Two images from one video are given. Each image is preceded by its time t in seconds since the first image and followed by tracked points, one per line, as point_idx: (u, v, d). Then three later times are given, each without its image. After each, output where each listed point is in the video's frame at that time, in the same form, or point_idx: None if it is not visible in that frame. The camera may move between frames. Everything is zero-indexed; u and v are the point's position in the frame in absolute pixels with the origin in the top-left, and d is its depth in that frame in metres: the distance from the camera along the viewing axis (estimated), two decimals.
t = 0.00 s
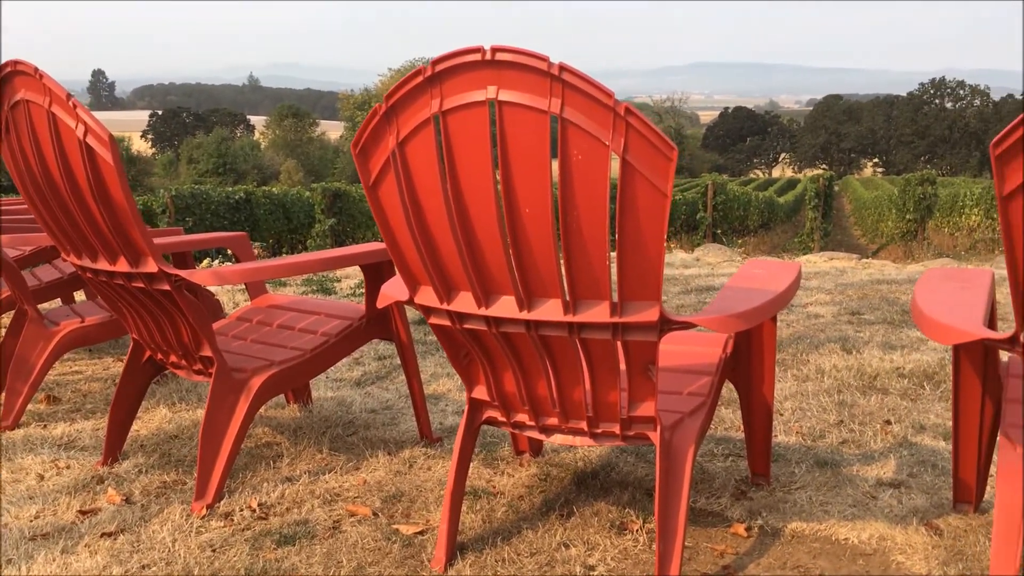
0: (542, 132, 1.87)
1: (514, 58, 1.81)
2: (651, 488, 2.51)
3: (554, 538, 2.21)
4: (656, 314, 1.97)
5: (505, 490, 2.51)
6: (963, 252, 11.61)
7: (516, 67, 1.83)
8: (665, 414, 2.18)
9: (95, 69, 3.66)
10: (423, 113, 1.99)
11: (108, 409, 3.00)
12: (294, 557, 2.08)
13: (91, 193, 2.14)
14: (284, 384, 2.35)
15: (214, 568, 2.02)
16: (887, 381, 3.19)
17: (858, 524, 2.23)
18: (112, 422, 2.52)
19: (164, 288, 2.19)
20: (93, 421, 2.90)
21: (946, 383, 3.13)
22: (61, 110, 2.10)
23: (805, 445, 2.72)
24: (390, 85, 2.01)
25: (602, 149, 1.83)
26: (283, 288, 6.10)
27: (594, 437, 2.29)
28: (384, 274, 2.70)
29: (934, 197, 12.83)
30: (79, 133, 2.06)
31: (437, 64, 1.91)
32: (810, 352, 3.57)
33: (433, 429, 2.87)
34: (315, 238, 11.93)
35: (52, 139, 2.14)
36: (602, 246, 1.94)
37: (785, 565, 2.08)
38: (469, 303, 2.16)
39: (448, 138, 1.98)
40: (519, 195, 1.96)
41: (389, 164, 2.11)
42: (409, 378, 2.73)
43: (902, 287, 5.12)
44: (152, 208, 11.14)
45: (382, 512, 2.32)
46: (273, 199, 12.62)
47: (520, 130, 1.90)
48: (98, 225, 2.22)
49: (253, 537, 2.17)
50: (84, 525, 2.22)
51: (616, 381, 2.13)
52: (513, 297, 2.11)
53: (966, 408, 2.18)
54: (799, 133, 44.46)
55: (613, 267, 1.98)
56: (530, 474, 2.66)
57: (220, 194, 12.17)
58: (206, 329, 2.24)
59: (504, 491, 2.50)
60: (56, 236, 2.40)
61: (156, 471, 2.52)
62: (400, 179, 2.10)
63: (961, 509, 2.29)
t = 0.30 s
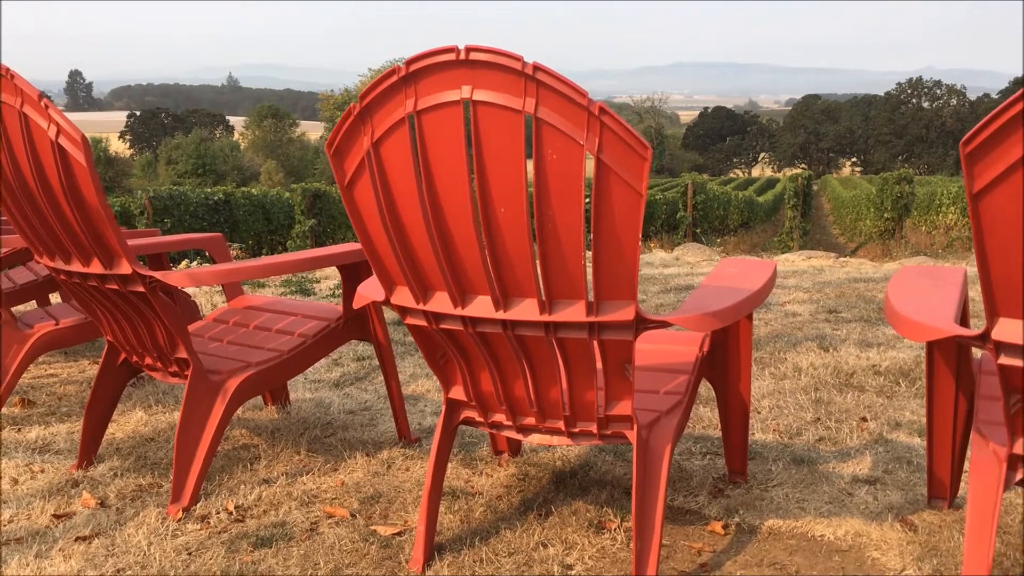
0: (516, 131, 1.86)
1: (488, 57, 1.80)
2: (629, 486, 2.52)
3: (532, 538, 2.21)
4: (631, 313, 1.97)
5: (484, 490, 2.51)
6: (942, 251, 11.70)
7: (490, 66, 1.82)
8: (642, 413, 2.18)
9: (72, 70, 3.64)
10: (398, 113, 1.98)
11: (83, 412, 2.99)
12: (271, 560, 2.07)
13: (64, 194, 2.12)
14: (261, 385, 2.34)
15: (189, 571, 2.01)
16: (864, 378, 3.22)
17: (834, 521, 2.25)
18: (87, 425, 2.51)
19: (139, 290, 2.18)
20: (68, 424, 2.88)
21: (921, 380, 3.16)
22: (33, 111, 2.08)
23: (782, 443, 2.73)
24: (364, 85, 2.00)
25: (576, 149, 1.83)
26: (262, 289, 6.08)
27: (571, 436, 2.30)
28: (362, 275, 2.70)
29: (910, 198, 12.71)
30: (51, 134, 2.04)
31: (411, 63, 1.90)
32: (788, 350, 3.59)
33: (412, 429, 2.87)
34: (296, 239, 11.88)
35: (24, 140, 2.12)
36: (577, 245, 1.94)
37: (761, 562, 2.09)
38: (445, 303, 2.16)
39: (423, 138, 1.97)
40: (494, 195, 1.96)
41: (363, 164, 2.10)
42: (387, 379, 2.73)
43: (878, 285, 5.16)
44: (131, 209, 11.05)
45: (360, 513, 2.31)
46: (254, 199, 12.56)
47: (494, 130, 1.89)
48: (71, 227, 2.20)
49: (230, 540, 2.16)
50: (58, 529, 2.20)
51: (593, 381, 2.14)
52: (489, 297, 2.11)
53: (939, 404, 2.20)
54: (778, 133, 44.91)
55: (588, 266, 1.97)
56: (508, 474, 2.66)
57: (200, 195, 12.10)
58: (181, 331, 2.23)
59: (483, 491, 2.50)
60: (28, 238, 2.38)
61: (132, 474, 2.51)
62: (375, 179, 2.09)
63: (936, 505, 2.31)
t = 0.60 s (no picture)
0: (493, 132, 1.86)
1: (464, 58, 1.80)
2: (609, 488, 2.53)
3: (512, 539, 2.21)
4: (610, 314, 1.97)
5: (463, 492, 2.51)
6: (923, 252, 11.81)
7: (466, 67, 1.82)
8: (621, 414, 2.18)
9: (51, 71, 3.62)
10: (375, 114, 1.97)
11: (60, 415, 2.97)
12: (249, 563, 2.06)
13: (38, 195, 2.10)
14: (239, 388, 2.33)
15: (166, 575, 1.99)
16: (842, 378, 3.24)
17: (812, 521, 2.26)
18: (63, 428, 2.49)
19: (115, 292, 2.16)
20: (45, 428, 2.86)
21: (899, 380, 3.18)
22: (6, 111, 2.05)
23: (761, 443, 2.75)
24: (341, 86, 1.99)
25: (553, 150, 1.83)
26: (242, 292, 6.06)
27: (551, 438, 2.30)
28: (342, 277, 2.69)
29: (891, 198, 12.97)
30: (26, 135, 2.02)
31: (388, 64, 1.89)
32: (767, 351, 3.61)
33: (392, 432, 2.87)
34: (278, 241, 11.83)
35: None
36: (555, 246, 1.94)
37: (740, 562, 2.10)
38: (423, 305, 2.15)
39: (400, 139, 1.96)
40: (471, 196, 1.95)
41: (341, 165, 2.09)
42: (367, 382, 2.72)
43: (858, 285, 5.20)
44: (111, 211, 10.96)
45: (339, 516, 2.31)
46: (237, 201, 12.56)
47: (472, 131, 1.89)
48: (46, 229, 2.18)
49: (207, 544, 2.14)
50: (33, 534, 2.18)
51: (572, 382, 2.14)
52: (467, 298, 2.11)
53: (915, 404, 2.22)
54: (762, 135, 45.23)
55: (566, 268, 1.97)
56: (488, 475, 2.67)
57: (181, 196, 12.02)
58: (158, 334, 2.21)
59: (462, 493, 2.50)
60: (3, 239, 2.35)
61: (109, 478, 2.49)
62: (352, 181, 2.09)
63: (913, 505, 2.33)
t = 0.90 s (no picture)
0: (472, 136, 1.86)
1: (443, 62, 1.80)
2: (588, 491, 2.53)
3: (491, 544, 2.21)
4: (589, 318, 1.97)
5: (443, 496, 2.51)
6: (904, 257, 11.92)
7: (446, 71, 1.81)
8: (600, 418, 2.18)
9: (31, 73, 3.60)
10: (354, 117, 1.97)
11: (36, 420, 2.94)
12: (226, 569, 2.04)
13: (14, 198, 2.08)
14: (218, 392, 2.32)
15: None
16: (822, 382, 3.26)
17: (791, 524, 2.27)
18: (39, 433, 2.47)
19: (92, 295, 2.15)
20: (21, 432, 2.84)
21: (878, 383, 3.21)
22: None
23: (740, 447, 2.77)
24: (320, 88, 1.99)
25: (532, 153, 1.83)
26: (222, 296, 6.03)
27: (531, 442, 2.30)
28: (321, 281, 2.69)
29: (871, 203, 13.20)
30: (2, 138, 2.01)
31: (367, 67, 1.89)
32: (747, 355, 3.63)
33: (372, 436, 2.87)
34: (260, 245, 11.78)
35: None
36: (534, 250, 1.94)
37: (718, 565, 2.10)
38: (403, 308, 2.15)
39: (380, 143, 1.96)
40: (451, 200, 1.95)
41: (320, 168, 2.09)
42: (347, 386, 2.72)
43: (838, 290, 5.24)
44: (91, 215, 10.87)
45: (318, 521, 2.30)
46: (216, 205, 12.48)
47: (451, 134, 1.88)
48: (22, 231, 2.16)
49: (185, 549, 2.13)
50: (8, 539, 2.16)
51: (551, 385, 2.14)
52: (447, 302, 2.11)
53: (892, 407, 2.23)
54: (746, 140, 45.57)
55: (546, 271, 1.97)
56: (468, 479, 2.67)
57: (162, 199, 11.93)
58: (136, 337, 2.20)
59: (442, 498, 2.50)
60: None
61: (86, 483, 2.47)
62: (332, 184, 2.08)
63: (891, 508, 2.34)
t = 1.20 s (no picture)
0: (449, 140, 1.86)
1: (420, 66, 1.80)
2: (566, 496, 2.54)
3: (468, 548, 2.20)
4: (565, 322, 1.98)
5: (421, 501, 2.51)
6: (883, 262, 12.04)
7: (423, 75, 1.82)
8: (578, 422, 2.18)
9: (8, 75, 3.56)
10: (331, 121, 1.97)
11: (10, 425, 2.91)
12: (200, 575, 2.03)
13: None
14: (194, 397, 2.31)
15: None
16: (798, 387, 3.28)
17: (766, 528, 2.29)
18: (12, 438, 2.45)
19: (66, 299, 2.13)
20: None
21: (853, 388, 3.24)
22: None
23: (717, 451, 2.78)
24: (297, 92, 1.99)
25: (509, 158, 1.83)
26: (200, 300, 6.00)
27: (508, 446, 2.30)
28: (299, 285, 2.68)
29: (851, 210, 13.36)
30: None
31: (344, 71, 1.89)
32: (725, 360, 3.66)
33: (350, 441, 2.86)
34: (239, 249, 11.72)
35: None
36: (511, 254, 1.94)
37: (695, 569, 2.11)
38: (380, 312, 2.15)
39: (356, 146, 1.96)
40: (427, 204, 1.95)
41: (296, 172, 2.08)
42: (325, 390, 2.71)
43: (815, 295, 5.29)
44: (69, 218, 10.76)
45: (294, 526, 2.29)
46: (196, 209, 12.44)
47: (428, 139, 1.89)
48: None
49: (159, 555, 2.11)
50: None
51: (528, 390, 2.14)
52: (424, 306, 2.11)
53: (868, 412, 2.24)
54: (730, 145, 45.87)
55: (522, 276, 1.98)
56: (446, 484, 2.67)
57: (141, 202, 11.84)
58: (111, 342, 2.19)
59: (419, 502, 2.50)
60: None
61: (59, 488, 2.45)
62: (309, 188, 2.08)
63: (865, 512, 2.36)
